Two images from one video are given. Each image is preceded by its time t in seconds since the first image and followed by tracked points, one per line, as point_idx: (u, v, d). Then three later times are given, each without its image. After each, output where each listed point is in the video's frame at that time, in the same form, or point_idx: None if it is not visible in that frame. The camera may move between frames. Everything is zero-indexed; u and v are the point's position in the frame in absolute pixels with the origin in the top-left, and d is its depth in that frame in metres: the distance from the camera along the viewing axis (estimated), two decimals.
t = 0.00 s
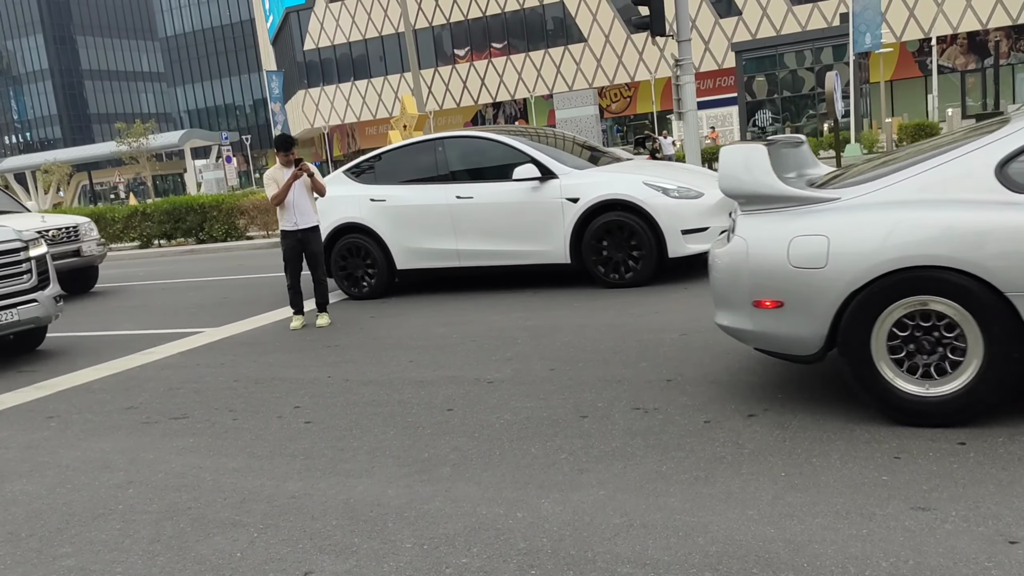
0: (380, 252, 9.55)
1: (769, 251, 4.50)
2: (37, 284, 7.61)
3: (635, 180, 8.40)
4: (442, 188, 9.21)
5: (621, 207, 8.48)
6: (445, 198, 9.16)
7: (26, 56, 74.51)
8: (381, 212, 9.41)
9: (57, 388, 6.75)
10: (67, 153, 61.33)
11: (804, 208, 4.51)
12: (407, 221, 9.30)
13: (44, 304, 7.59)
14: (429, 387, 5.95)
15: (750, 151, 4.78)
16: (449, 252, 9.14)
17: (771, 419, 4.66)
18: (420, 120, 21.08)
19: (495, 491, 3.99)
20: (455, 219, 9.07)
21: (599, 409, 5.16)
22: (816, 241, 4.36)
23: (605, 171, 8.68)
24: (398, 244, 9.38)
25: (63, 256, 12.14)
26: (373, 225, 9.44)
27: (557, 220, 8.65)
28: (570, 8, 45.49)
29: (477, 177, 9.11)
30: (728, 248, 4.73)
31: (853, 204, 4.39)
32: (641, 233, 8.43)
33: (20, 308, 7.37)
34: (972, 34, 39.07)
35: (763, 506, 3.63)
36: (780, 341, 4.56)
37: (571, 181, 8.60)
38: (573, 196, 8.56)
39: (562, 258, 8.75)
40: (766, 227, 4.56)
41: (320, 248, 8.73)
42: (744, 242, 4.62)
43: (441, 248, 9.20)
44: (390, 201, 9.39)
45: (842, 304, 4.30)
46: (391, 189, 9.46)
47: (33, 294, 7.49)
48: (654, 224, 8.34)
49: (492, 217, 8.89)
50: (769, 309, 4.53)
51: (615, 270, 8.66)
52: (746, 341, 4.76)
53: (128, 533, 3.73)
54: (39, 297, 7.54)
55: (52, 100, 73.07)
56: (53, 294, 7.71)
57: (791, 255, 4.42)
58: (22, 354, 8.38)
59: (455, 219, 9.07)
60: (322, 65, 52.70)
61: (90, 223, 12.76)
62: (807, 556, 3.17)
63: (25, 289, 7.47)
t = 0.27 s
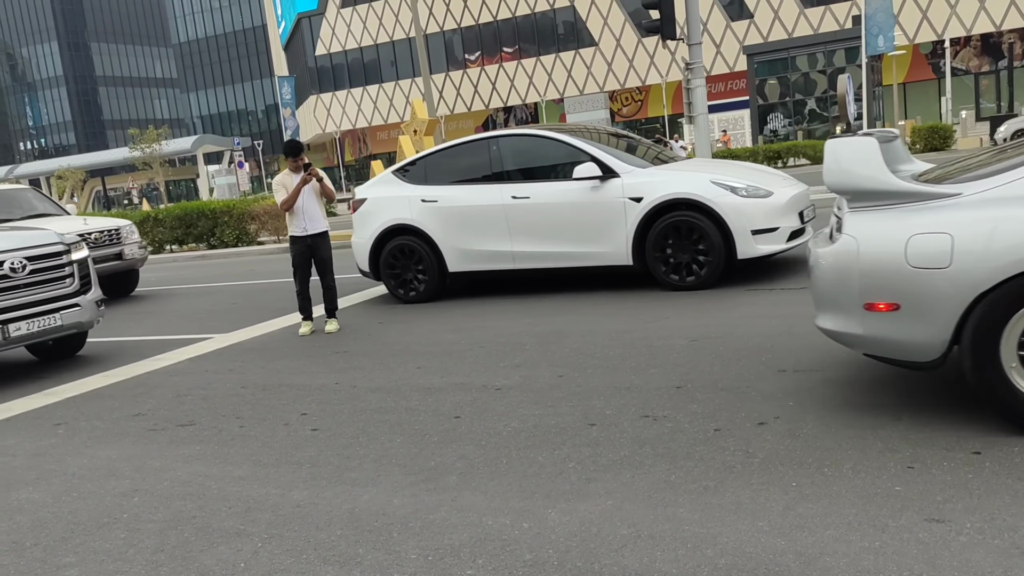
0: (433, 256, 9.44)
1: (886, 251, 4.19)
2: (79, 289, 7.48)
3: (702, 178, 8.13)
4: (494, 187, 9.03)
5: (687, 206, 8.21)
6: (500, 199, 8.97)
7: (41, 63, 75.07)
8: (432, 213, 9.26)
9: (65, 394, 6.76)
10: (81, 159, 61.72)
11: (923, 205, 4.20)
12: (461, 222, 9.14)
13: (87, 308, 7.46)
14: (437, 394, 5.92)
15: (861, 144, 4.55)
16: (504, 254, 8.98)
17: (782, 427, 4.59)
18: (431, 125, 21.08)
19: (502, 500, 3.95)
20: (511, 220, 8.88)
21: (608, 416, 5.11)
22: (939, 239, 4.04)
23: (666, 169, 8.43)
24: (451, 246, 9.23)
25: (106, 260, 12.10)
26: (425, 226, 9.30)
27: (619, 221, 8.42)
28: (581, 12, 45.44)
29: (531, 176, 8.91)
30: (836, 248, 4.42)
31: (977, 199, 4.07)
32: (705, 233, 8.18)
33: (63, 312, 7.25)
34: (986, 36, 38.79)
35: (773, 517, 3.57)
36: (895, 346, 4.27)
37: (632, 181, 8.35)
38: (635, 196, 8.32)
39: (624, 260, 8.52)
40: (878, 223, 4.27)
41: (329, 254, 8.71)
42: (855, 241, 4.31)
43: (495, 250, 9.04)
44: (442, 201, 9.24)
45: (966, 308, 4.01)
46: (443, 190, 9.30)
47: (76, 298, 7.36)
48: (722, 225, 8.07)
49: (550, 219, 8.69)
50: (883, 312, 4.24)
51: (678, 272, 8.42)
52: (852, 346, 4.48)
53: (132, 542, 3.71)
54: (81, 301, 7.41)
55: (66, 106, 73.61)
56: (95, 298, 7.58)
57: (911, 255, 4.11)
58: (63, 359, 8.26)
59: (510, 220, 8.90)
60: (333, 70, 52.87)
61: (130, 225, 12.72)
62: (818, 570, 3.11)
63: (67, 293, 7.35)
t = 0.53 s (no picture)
0: (515, 260, 9.29)
1: None
2: (157, 291, 7.50)
3: (803, 172, 7.85)
4: (578, 184, 8.86)
5: (786, 202, 7.91)
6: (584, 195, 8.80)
7: (94, 69, 76.93)
8: (513, 211, 9.13)
9: (111, 396, 6.88)
10: (131, 164, 63.12)
11: None
12: (543, 220, 9.00)
13: (165, 310, 7.47)
14: (474, 398, 5.90)
15: None
16: (589, 253, 8.81)
17: (825, 435, 4.49)
18: (471, 126, 21.12)
19: (539, 508, 3.91)
20: (597, 218, 8.70)
21: (645, 422, 5.04)
22: None
23: (763, 164, 8.16)
24: (532, 245, 9.08)
25: (183, 260, 12.16)
26: (505, 224, 9.17)
27: (712, 217, 8.18)
28: (623, 12, 45.22)
29: (616, 173, 8.72)
30: (995, 241, 4.15)
31: None
32: (806, 229, 7.87)
33: (142, 313, 7.24)
34: None
35: (816, 528, 3.48)
36: None
37: (726, 176, 8.10)
38: (730, 191, 8.07)
39: (718, 258, 8.27)
40: None
41: (369, 256, 8.76)
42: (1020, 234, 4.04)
43: (580, 249, 8.86)
44: (523, 199, 9.09)
45: None
46: (523, 187, 9.16)
47: (154, 299, 7.36)
48: (826, 220, 7.74)
49: (637, 216, 8.50)
50: None
51: (774, 270, 8.12)
52: (1009, 348, 4.21)
53: (171, 545, 3.75)
54: (159, 302, 7.41)
55: (118, 112, 75.48)
56: (172, 299, 7.60)
57: None
58: (137, 361, 8.27)
59: (594, 217, 8.71)
60: (376, 73, 53.34)
61: (206, 225, 12.74)
62: None
63: (146, 294, 7.35)
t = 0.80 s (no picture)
0: (611, 259, 9.04)
1: None
2: (247, 290, 7.57)
3: (927, 162, 7.47)
4: (679, 178, 8.60)
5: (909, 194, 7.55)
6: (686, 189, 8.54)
7: (162, 75, 79.23)
8: (610, 205, 8.88)
9: (173, 395, 7.05)
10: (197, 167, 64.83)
11: None
12: (641, 216, 8.74)
13: (255, 309, 7.53)
14: (526, 399, 5.87)
15: None
16: (691, 250, 8.54)
17: (886, 442, 4.34)
18: (528, 126, 21.06)
19: (588, 512, 3.87)
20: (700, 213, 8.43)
21: (699, 426, 4.95)
22: None
23: (881, 153, 7.80)
24: (630, 241, 8.83)
25: (272, 258, 12.28)
26: (602, 220, 8.92)
27: (826, 211, 7.85)
28: (681, 9, 44.68)
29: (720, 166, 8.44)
30: None
31: None
32: (930, 223, 7.50)
33: (235, 312, 7.32)
34: None
35: (874, 538, 3.37)
36: None
37: (841, 167, 7.77)
38: (847, 183, 7.73)
39: (833, 255, 7.93)
40: None
41: (423, 257, 8.81)
42: None
43: (681, 245, 8.59)
44: (621, 193, 8.84)
45: None
46: (620, 181, 8.91)
47: (246, 298, 7.43)
48: (954, 214, 7.36)
49: (743, 211, 8.20)
50: None
51: (894, 266, 7.77)
52: None
53: (224, 544, 3.82)
54: (251, 301, 7.48)
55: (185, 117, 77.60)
56: (262, 299, 7.66)
57: None
58: (226, 361, 8.35)
59: (698, 211, 8.44)
60: (435, 75, 53.75)
61: (294, 224, 12.88)
62: None
63: (237, 293, 7.42)
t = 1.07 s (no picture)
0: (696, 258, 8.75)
1: None
2: (323, 287, 7.56)
3: None
4: (771, 170, 8.31)
5: None
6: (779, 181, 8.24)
7: (212, 78, 80.73)
8: (696, 199, 8.60)
9: (220, 393, 7.17)
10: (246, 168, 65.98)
11: None
12: (730, 209, 8.46)
13: (331, 307, 7.53)
14: (567, 400, 5.85)
15: None
16: (783, 244, 8.25)
17: (936, 446, 4.23)
18: (571, 125, 20.95)
19: (628, 515, 3.84)
20: (795, 206, 8.14)
21: (741, 428, 4.87)
22: None
23: (992, 141, 7.44)
24: (717, 236, 8.54)
25: (346, 255, 12.37)
26: (686, 214, 8.64)
27: (932, 203, 7.52)
28: (727, 5, 44.13)
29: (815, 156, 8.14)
30: None
31: None
32: None
33: (311, 310, 7.31)
34: None
35: (922, 545, 3.28)
36: None
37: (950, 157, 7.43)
38: (957, 173, 7.38)
39: (940, 250, 7.61)
40: None
41: (465, 257, 8.83)
42: None
43: (774, 240, 8.29)
44: (707, 186, 8.57)
45: None
46: (706, 174, 8.64)
47: (321, 296, 7.43)
48: None
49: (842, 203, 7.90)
50: None
51: (1010, 262, 7.42)
52: None
53: (266, 541, 3.87)
54: (326, 299, 7.48)
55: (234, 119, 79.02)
56: (337, 296, 7.65)
57: None
58: (298, 359, 8.36)
59: (792, 204, 8.16)
60: (479, 75, 53.90)
61: (367, 221, 12.96)
62: None
63: (312, 291, 7.42)
